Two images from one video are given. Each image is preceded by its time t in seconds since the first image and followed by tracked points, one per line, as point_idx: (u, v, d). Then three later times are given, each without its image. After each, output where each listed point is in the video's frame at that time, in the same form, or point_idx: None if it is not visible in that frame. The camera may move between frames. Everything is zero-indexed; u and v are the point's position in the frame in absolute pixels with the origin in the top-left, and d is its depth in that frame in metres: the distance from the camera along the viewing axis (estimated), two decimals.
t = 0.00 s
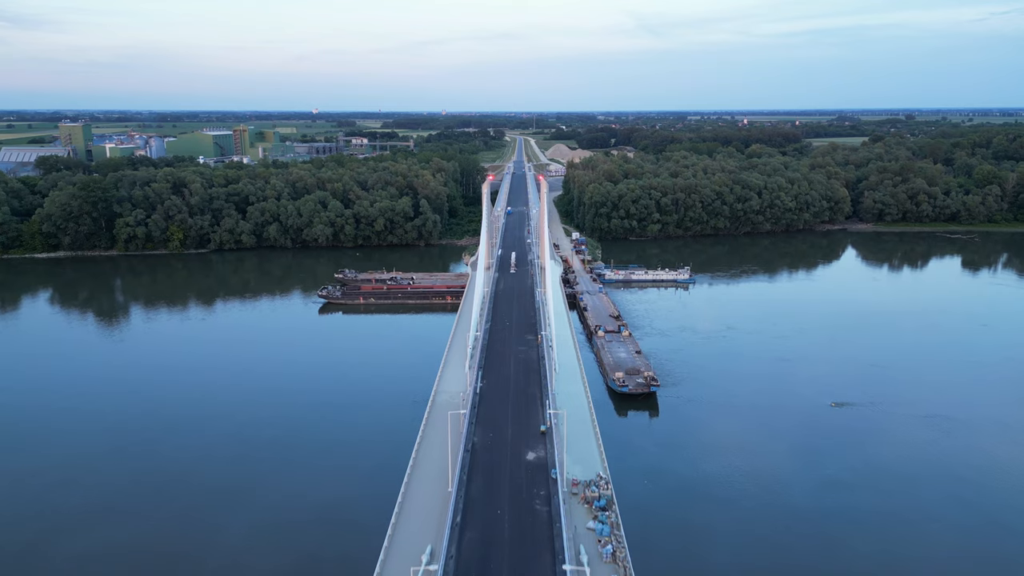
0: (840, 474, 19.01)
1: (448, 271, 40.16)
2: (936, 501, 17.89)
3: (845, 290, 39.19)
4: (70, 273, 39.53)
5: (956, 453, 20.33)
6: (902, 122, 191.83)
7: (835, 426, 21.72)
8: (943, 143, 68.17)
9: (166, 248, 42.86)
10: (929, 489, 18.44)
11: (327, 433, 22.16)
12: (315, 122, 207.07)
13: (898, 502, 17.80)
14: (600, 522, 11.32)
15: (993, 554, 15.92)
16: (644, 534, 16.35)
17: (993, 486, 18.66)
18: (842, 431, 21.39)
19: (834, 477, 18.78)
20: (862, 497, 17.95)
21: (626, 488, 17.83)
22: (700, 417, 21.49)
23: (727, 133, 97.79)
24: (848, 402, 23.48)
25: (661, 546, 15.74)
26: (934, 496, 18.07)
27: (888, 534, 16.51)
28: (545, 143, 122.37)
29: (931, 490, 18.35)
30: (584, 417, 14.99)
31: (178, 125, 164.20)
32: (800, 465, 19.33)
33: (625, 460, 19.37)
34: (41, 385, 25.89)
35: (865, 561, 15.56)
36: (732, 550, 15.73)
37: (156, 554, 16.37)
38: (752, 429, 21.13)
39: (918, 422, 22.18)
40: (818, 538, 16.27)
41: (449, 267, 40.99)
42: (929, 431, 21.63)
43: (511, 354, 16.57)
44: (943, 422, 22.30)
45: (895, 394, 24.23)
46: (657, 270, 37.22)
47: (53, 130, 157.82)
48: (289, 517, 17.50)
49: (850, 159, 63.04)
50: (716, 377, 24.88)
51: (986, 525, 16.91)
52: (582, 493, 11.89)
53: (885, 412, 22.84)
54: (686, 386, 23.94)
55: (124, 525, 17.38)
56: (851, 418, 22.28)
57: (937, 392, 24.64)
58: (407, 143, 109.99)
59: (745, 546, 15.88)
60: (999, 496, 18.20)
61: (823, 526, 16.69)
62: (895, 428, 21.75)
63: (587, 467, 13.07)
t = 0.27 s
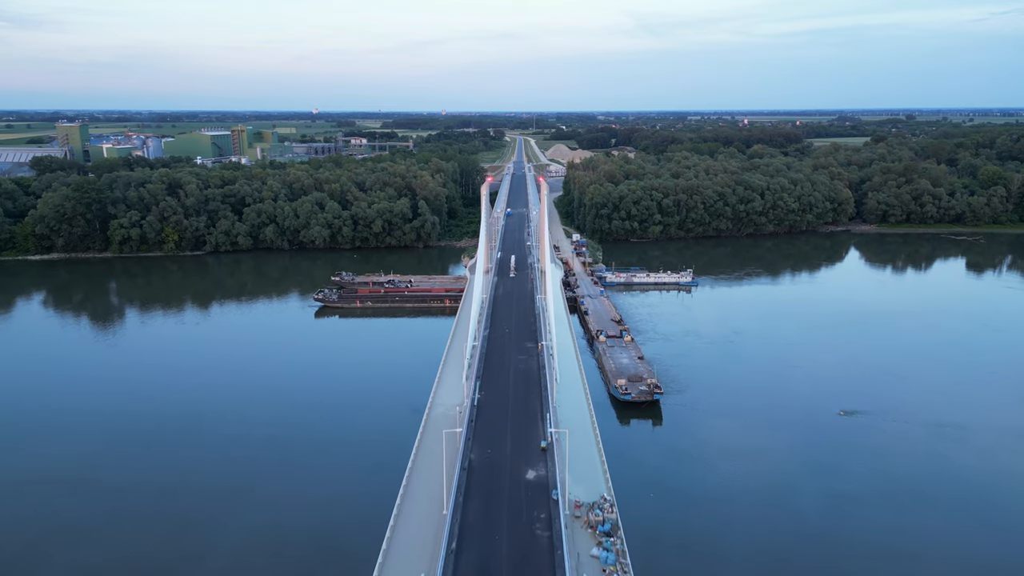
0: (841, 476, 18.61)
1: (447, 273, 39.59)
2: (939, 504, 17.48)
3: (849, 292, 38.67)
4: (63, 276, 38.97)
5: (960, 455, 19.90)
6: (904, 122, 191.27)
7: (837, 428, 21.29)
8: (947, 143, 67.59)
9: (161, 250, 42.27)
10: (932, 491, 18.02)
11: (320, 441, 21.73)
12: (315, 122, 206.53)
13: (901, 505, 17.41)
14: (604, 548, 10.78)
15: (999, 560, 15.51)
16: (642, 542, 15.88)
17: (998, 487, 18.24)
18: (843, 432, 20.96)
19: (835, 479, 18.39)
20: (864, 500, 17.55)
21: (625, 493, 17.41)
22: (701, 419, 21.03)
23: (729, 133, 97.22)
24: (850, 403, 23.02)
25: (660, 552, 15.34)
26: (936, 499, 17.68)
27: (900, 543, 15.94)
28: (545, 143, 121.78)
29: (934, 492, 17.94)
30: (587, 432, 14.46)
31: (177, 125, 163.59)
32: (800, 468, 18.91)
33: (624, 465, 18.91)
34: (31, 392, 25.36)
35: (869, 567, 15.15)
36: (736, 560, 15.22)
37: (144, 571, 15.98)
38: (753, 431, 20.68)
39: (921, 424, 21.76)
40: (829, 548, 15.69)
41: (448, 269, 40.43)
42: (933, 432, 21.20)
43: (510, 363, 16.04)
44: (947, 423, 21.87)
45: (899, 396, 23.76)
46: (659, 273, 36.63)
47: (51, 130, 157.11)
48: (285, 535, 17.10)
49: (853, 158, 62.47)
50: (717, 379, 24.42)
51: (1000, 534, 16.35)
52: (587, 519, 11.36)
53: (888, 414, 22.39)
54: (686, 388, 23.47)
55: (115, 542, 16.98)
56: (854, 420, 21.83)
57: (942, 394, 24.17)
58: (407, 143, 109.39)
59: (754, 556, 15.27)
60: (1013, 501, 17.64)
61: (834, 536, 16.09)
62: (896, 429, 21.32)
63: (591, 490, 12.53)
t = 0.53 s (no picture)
0: (844, 476, 18.22)
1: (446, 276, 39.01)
2: (946, 505, 17.08)
3: (854, 293, 38.13)
4: (56, 278, 38.39)
5: (968, 456, 19.47)
6: (905, 123, 190.87)
7: (841, 428, 20.88)
8: (950, 144, 67.08)
9: (156, 252, 41.69)
10: (937, 491, 17.63)
11: (315, 444, 21.17)
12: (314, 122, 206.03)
13: (907, 506, 16.97)
14: None
15: (1010, 562, 15.07)
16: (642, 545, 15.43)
17: (1006, 488, 17.82)
18: (847, 432, 20.57)
19: (839, 479, 18.02)
20: (870, 501, 17.14)
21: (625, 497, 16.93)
22: (704, 421, 20.54)
23: (730, 133, 96.77)
24: (855, 405, 22.57)
25: (659, 553, 14.95)
26: (943, 500, 17.26)
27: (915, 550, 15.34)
28: (545, 144, 121.31)
29: (940, 493, 17.55)
30: (589, 449, 13.94)
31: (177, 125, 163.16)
32: (802, 467, 18.54)
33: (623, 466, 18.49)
34: (19, 395, 24.73)
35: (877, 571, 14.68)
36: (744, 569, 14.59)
37: None
38: (756, 432, 20.25)
39: (927, 424, 21.32)
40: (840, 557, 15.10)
41: (446, 272, 39.83)
42: (939, 433, 20.75)
43: (509, 374, 15.48)
44: (952, 424, 21.47)
45: (906, 398, 23.28)
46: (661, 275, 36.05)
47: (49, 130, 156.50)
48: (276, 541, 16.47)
49: (856, 159, 61.93)
50: (720, 381, 23.93)
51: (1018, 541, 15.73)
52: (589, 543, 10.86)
53: (892, 414, 21.97)
54: (687, 390, 22.99)
55: (100, 549, 16.38)
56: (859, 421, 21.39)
57: (950, 396, 23.67)
58: (406, 144, 108.90)
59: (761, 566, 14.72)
60: None
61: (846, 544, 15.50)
62: (900, 429, 20.92)
63: (593, 512, 12.00)
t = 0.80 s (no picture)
0: (844, 475, 17.91)
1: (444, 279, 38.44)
2: (947, 504, 16.74)
3: (858, 295, 37.59)
4: (49, 280, 37.84)
5: (972, 456, 19.10)
6: (905, 122, 190.28)
7: (842, 428, 20.56)
8: (954, 144, 66.50)
9: (150, 254, 41.12)
10: (939, 490, 17.30)
11: (307, 451, 20.71)
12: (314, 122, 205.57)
13: (910, 506, 16.61)
14: None
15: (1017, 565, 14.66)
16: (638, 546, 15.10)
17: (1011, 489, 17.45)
18: (848, 432, 20.26)
19: (839, 479, 17.67)
20: (871, 501, 16.78)
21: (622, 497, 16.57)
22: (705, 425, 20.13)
23: (731, 133, 96.18)
24: (858, 406, 22.17)
25: (656, 553, 14.63)
26: (946, 500, 16.88)
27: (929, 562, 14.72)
28: (545, 143, 120.70)
29: (941, 492, 17.22)
30: (590, 466, 13.40)
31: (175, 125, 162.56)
32: (802, 467, 18.22)
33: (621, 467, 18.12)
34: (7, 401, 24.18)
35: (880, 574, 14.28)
36: None
37: None
38: (756, 433, 19.89)
39: (931, 425, 20.95)
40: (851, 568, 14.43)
41: (445, 274, 39.30)
42: (943, 434, 20.36)
43: (508, 385, 14.90)
44: (956, 425, 21.10)
45: (910, 400, 22.83)
46: (663, 278, 35.47)
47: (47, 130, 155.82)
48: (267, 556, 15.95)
49: (859, 159, 61.36)
50: (722, 385, 23.50)
51: None
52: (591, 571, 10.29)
53: (895, 414, 21.60)
54: (687, 391, 22.64)
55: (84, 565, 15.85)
56: (860, 422, 21.05)
57: (957, 399, 23.19)
58: (405, 143, 108.23)
59: None
60: None
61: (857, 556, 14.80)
62: (901, 428, 20.61)
63: (595, 535, 11.45)
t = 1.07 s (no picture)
0: (840, 475, 18.00)
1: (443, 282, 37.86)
2: (943, 503, 16.89)
3: (862, 297, 37.08)
4: (42, 283, 37.26)
5: (967, 455, 19.18)
6: (906, 122, 189.78)
7: (837, 427, 20.68)
8: (957, 144, 65.94)
9: (145, 256, 40.54)
10: (933, 489, 17.47)
11: (300, 451, 20.24)
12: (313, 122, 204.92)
13: (907, 506, 16.72)
14: None
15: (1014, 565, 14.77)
16: (636, 550, 15.10)
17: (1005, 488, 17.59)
18: (844, 432, 20.33)
19: (836, 481, 17.74)
20: (866, 501, 16.91)
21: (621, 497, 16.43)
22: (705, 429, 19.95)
23: (731, 133, 95.67)
24: (855, 405, 22.16)
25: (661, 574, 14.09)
26: (941, 499, 17.04)
27: None
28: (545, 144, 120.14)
29: (936, 491, 17.38)
30: (592, 485, 12.85)
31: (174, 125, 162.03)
32: (799, 469, 18.27)
33: (619, 468, 18.01)
34: None
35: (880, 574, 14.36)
36: None
37: None
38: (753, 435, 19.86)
39: (927, 425, 20.99)
40: None
41: (444, 277, 38.72)
42: (940, 434, 20.36)
43: (507, 397, 14.31)
44: (952, 424, 21.16)
45: (909, 400, 22.74)
46: (665, 280, 34.88)
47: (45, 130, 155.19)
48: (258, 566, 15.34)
49: (862, 160, 60.79)
50: (722, 388, 23.19)
51: None
52: None
53: (893, 415, 21.61)
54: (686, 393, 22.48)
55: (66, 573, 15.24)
56: (857, 422, 21.06)
57: (958, 400, 23.00)
58: (404, 144, 107.67)
59: None
60: None
61: None
62: (896, 427, 20.74)
63: (598, 562, 10.89)
